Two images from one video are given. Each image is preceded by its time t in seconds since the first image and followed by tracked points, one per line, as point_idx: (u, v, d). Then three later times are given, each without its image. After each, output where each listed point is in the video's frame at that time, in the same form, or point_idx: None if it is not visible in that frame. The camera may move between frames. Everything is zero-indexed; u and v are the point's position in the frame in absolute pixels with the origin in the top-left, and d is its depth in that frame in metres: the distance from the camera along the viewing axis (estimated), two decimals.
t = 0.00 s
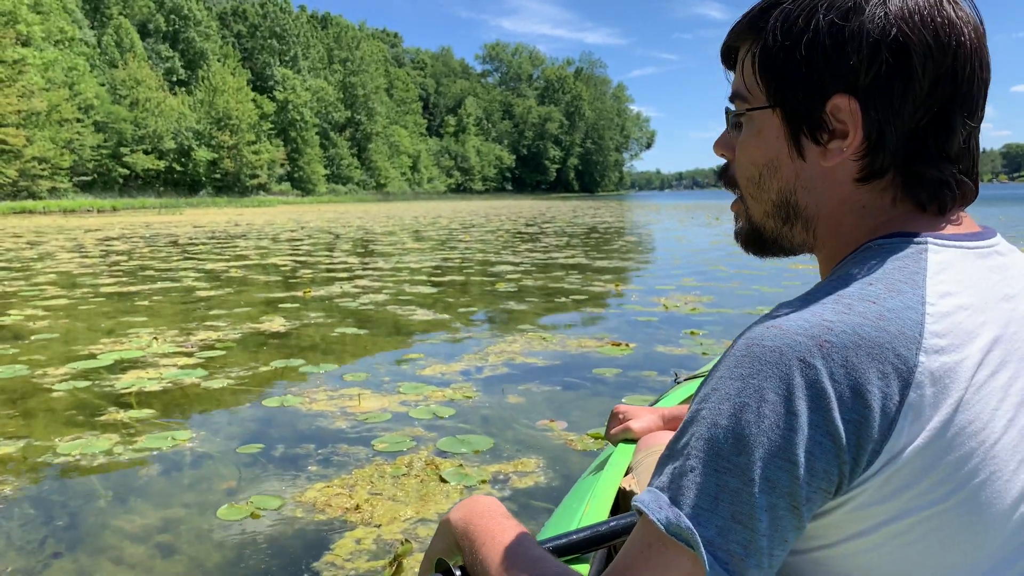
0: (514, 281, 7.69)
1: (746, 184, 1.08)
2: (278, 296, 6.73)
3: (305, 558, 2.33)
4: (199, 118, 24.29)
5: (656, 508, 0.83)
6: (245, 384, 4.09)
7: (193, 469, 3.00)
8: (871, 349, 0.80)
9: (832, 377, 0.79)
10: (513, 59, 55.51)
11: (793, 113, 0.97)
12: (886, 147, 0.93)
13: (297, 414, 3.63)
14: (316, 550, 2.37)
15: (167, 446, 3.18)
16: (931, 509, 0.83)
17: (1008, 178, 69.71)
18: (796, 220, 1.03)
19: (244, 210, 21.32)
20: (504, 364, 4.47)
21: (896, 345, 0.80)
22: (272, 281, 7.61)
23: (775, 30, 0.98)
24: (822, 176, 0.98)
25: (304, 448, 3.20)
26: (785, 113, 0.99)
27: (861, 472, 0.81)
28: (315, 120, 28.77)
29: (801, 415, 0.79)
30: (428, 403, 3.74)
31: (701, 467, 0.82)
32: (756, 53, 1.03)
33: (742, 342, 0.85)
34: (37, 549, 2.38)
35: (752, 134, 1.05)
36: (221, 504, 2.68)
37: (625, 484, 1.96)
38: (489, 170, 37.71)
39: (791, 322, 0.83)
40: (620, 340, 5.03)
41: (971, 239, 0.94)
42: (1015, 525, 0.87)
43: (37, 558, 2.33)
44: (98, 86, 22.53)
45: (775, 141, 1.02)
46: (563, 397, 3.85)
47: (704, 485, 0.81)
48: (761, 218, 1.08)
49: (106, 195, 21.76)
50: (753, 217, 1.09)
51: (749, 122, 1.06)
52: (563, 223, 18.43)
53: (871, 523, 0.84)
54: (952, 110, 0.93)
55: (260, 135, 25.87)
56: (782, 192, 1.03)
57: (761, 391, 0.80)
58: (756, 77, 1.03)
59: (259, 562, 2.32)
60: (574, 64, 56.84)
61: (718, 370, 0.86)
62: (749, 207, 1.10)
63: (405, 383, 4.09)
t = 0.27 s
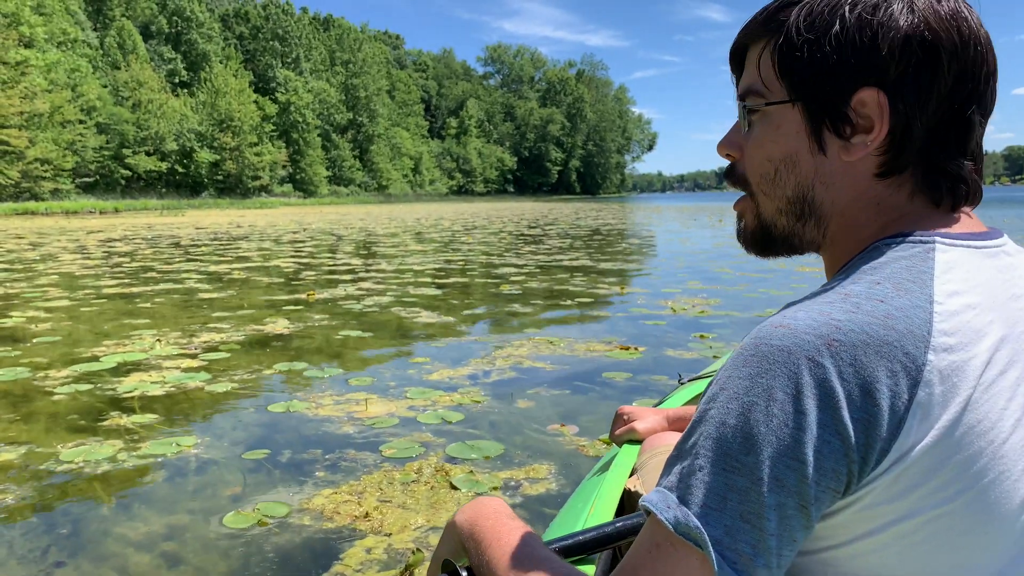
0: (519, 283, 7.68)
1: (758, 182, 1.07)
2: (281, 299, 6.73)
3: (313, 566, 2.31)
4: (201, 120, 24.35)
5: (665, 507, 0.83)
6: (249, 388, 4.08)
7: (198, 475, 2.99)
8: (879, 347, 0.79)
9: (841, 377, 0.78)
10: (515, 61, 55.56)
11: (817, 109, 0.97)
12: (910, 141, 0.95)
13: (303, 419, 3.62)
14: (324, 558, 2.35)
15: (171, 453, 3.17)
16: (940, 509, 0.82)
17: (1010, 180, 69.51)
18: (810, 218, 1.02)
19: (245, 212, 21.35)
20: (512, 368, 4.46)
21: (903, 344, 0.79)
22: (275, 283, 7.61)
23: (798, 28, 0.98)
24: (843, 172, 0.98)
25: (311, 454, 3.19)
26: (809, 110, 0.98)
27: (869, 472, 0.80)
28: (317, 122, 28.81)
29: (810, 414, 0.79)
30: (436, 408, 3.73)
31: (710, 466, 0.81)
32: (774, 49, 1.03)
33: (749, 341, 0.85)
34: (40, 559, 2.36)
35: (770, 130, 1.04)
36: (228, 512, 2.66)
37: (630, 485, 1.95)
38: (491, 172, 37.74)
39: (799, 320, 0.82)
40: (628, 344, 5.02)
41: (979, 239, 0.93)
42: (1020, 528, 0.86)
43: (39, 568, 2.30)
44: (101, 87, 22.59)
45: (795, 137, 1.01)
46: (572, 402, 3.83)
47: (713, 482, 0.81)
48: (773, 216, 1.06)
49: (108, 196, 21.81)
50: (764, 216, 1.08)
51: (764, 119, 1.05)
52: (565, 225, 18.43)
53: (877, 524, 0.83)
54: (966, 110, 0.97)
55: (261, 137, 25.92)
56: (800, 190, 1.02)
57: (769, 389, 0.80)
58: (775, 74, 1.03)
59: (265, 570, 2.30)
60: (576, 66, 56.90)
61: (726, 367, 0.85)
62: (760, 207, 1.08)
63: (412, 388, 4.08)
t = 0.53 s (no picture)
0: (522, 285, 7.67)
1: (764, 187, 1.05)
2: (283, 301, 6.72)
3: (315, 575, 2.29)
4: (202, 122, 24.40)
5: (666, 508, 0.82)
6: (250, 392, 4.07)
7: (199, 482, 2.98)
8: (881, 347, 0.78)
9: (843, 379, 0.77)
10: (515, 63, 55.60)
11: (830, 112, 0.97)
12: (915, 144, 0.96)
13: (306, 424, 3.61)
14: (326, 567, 2.34)
15: (171, 459, 3.16)
16: (943, 512, 0.81)
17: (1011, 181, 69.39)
18: (819, 222, 1.02)
19: (246, 213, 21.36)
20: (518, 371, 4.45)
21: (905, 345, 0.78)
22: (276, 285, 7.61)
23: (805, 30, 0.98)
24: (854, 174, 0.98)
25: (314, 460, 3.18)
26: (821, 112, 0.98)
27: (870, 474, 0.79)
28: (318, 123, 28.84)
29: (812, 415, 0.78)
30: (441, 412, 3.72)
31: (709, 466, 0.81)
32: (778, 51, 1.02)
33: (748, 343, 0.84)
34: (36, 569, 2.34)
35: (778, 133, 1.03)
36: (230, 520, 2.65)
37: (630, 486, 1.94)
38: (492, 174, 37.75)
39: (800, 321, 0.81)
40: (634, 346, 5.01)
41: (981, 241, 0.93)
42: (1020, 530, 0.86)
43: None
44: (102, 89, 22.62)
45: (806, 139, 1.00)
46: (577, 406, 3.82)
47: (713, 483, 0.80)
48: (779, 221, 1.05)
49: (109, 198, 21.82)
50: (769, 220, 1.06)
51: (770, 122, 1.04)
52: (567, 226, 18.43)
53: (878, 527, 0.82)
54: (967, 114, 0.98)
55: (262, 138, 25.95)
56: (810, 193, 1.01)
57: (770, 391, 0.79)
58: (782, 76, 1.02)
59: None
60: (576, 67, 56.95)
61: (726, 369, 0.84)
62: (764, 211, 1.07)
63: (417, 391, 4.07)
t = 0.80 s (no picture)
0: (524, 287, 7.66)
1: (793, 190, 1.12)
2: (284, 304, 6.71)
3: None
4: (201, 124, 24.38)
5: (677, 489, 0.87)
6: (251, 397, 4.07)
7: (199, 491, 2.97)
8: (909, 347, 0.82)
9: (874, 374, 0.82)
10: (514, 64, 55.53)
11: (867, 116, 1.05)
12: (946, 144, 1.06)
13: (309, 429, 3.60)
14: None
15: (171, 466, 3.16)
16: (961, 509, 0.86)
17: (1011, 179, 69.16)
18: (853, 225, 1.10)
19: (245, 216, 21.28)
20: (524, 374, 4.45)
21: (935, 344, 0.83)
22: (276, 288, 7.59)
23: (839, 30, 1.05)
24: (886, 176, 1.07)
25: (316, 467, 3.17)
26: (858, 116, 1.05)
27: (894, 469, 0.85)
28: (316, 125, 28.78)
29: (840, 411, 0.82)
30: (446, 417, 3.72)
31: (728, 450, 0.85)
32: (807, 50, 1.09)
33: (779, 334, 0.88)
34: None
35: (812, 136, 1.09)
36: (232, 530, 2.63)
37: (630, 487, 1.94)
38: (491, 175, 37.68)
39: (833, 316, 0.85)
40: (640, 348, 5.01)
41: (1000, 240, 0.98)
42: None
43: None
44: (100, 91, 22.57)
45: (842, 142, 1.07)
46: (584, 409, 3.82)
47: (732, 467, 0.85)
48: (808, 224, 1.12)
49: (108, 201, 21.76)
50: (796, 222, 1.13)
51: (800, 126, 1.10)
52: (568, 227, 18.39)
53: (900, 521, 0.88)
54: (980, 116, 1.09)
55: (261, 140, 25.89)
56: (843, 196, 1.09)
57: (798, 381, 0.83)
58: (816, 78, 1.09)
59: None
60: (575, 68, 56.89)
61: (753, 356, 0.88)
62: (789, 213, 1.13)
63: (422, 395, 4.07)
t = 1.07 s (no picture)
0: (523, 288, 7.65)
1: (834, 192, 1.08)
2: (281, 307, 6.70)
3: None
4: (197, 126, 24.39)
5: (687, 479, 0.84)
6: (248, 403, 4.06)
7: (196, 501, 2.95)
8: (931, 347, 0.83)
9: (892, 372, 0.82)
10: (510, 65, 55.57)
11: (909, 115, 1.04)
12: (975, 146, 1.08)
13: (308, 436, 3.59)
14: None
15: (168, 475, 3.14)
16: (973, 507, 0.87)
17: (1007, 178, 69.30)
18: (886, 225, 1.08)
19: (242, 218, 21.27)
20: (524, 378, 4.44)
21: (954, 344, 0.84)
22: (273, 291, 7.57)
23: (889, 24, 1.02)
24: (921, 178, 1.07)
25: (315, 475, 3.16)
26: (900, 114, 1.04)
27: (908, 467, 0.85)
28: (312, 127, 28.78)
29: (857, 408, 0.82)
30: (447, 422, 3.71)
31: (739, 442, 0.83)
32: (853, 43, 1.04)
33: (797, 334, 0.87)
34: None
35: (856, 135, 1.06)
36: (231, 543, 2.61)
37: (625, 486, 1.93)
38: (488, 176, 37.71)
39: (851, 315, 0.86)
40: (640, 350, 5.00)
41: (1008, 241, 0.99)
42: None
43: None
44: (96, 95, 22.56)
45: (882, 143, 1.05)
46: (586, 414, 3.80)
47: (743, 458, 0.83)
48: (845, 226, 1.09)
49: (104, 204, 21.74)
50: (834, 225, 1.09)
51: (842, 123, 1.06)
52: (565, 228, 18.39)
53: (910, 519, 0.88)
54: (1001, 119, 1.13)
55: (257, 143, 25.89)
56: (882, 200, 1.07)
57: (816, 378, 0.83)
58: (859, 72, 1.05)
59: None
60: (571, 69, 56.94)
61: (771, 352, 0.87)
62: (829, 216, 1.09)
63: (422, 400, 4.05)
